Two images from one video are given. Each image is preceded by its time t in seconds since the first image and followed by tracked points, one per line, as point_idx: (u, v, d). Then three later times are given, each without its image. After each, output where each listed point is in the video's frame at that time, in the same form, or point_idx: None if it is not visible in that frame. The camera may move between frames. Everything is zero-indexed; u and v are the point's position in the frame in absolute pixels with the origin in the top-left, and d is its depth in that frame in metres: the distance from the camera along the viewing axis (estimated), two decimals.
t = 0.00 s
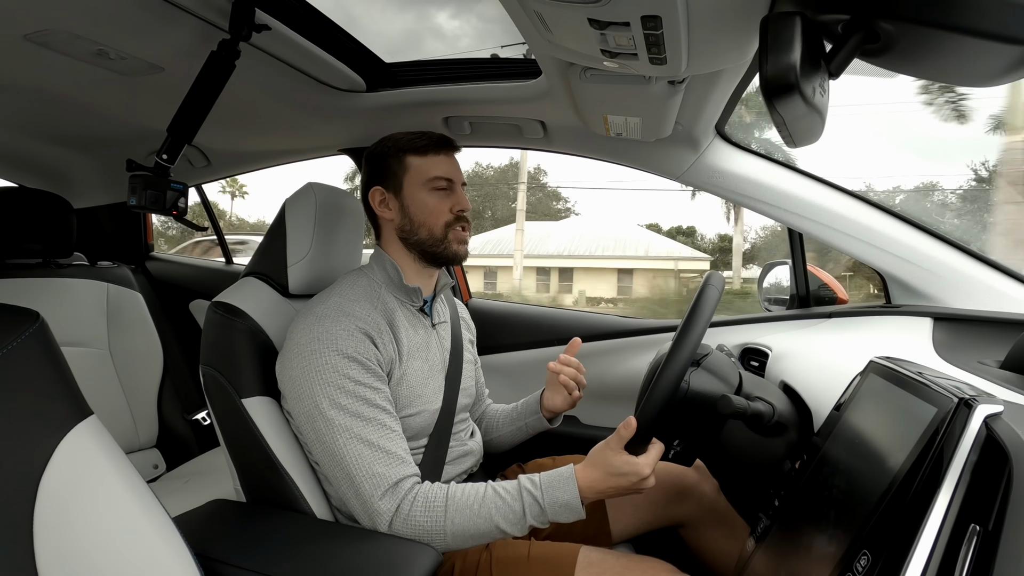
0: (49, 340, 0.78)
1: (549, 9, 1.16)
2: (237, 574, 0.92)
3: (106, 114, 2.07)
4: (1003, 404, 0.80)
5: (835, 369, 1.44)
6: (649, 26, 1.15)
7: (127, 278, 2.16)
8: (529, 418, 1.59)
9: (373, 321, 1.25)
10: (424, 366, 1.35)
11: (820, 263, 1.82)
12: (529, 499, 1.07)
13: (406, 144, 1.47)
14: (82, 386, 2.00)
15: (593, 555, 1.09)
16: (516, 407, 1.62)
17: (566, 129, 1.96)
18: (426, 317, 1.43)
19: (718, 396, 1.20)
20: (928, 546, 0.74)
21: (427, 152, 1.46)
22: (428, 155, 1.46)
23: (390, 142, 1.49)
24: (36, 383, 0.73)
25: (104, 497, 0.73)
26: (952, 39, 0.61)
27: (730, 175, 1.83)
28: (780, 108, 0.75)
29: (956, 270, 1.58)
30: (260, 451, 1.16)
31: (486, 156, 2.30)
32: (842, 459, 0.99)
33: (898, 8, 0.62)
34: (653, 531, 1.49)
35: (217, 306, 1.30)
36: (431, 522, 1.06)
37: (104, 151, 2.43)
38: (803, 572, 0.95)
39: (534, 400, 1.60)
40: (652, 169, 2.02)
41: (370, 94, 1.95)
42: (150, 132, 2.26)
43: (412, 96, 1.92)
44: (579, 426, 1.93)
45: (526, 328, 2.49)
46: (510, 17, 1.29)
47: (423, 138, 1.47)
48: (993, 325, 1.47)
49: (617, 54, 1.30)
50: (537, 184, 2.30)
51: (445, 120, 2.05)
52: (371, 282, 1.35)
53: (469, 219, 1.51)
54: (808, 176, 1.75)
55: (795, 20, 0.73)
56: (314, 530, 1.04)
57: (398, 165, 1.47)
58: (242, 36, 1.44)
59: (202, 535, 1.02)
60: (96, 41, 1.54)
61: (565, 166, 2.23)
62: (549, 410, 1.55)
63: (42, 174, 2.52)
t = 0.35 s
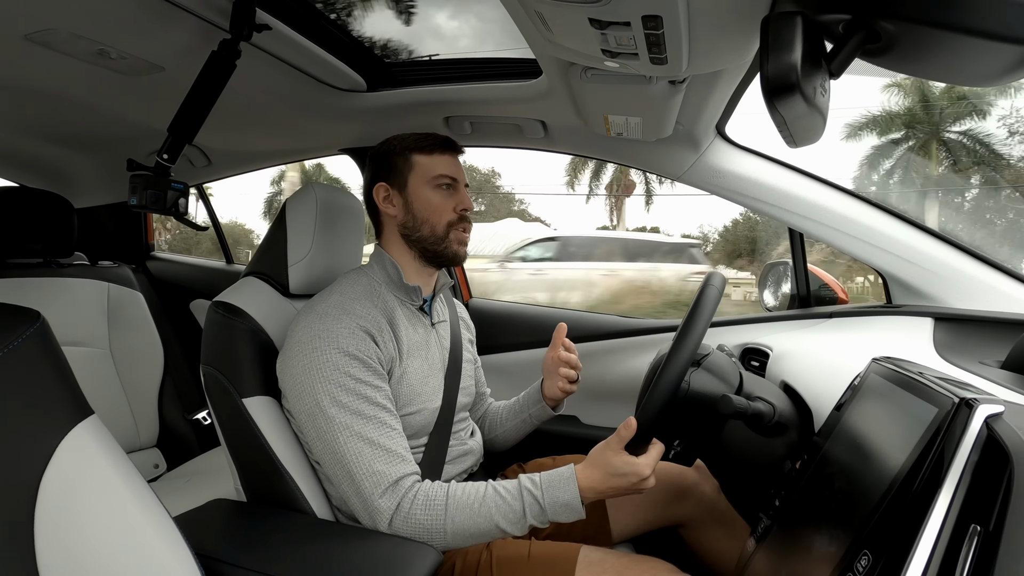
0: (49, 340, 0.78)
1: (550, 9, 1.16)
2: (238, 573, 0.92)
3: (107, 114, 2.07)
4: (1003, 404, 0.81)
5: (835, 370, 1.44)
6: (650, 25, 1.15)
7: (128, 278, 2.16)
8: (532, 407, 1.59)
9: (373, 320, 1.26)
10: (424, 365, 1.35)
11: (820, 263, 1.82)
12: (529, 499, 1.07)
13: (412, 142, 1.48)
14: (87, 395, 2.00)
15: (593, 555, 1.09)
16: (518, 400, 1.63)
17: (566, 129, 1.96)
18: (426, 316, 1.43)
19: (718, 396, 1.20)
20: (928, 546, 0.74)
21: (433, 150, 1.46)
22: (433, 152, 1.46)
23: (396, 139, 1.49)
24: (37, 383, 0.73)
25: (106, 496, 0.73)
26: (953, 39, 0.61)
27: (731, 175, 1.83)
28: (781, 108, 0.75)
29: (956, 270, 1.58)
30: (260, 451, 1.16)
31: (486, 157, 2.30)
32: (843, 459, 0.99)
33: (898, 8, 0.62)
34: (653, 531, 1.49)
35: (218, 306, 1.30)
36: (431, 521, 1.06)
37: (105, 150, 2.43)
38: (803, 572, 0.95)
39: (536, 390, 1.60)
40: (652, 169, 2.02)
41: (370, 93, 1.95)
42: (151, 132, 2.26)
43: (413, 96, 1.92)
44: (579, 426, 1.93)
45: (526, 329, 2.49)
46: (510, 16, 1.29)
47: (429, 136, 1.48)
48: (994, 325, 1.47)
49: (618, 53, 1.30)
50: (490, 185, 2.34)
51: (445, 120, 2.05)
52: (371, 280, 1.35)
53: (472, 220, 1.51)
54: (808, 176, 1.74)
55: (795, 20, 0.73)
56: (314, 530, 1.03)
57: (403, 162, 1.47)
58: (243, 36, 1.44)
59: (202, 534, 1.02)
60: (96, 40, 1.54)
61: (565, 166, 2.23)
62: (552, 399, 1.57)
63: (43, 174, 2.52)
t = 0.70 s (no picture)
0: (48, 340, 0.78)
1: (550, 9, 1.16)
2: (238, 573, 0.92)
3: (106, 114, 2.07)
4: (1003, 404, 0.81)
5: (835, 370, 1.44)
6: (649, 26, 1.15)
7: (128, 278, 2.16)
8: (547, 413, 1.59)
9: (376, 322, 1.25)
10: (427, 367, 1.35)
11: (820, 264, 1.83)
12: (529, 500, 1.07)
13: (420, 147, 1.45)
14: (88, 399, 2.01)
15: (593, 555, 1.08)
16: (532, 404, 1.62)
17: (566, 129, 1.96)
18: (429, 317, 1.43)
19: (718, 396, 1.20)
20: (928, 545, 0.74)
21: (442, 160, 1.44)
22: (442, 162, 1.45)
23: (404, 144, 1.46)
24: (36, 383, 0.73)
25: (105, 496, 0.73)
26: (953, 38, 0.61)
27: (730, 175, 1.83)
28: (780, 108, 0.75)
29: (955, 271, 1.58)
30: (260, 451, 1.16)
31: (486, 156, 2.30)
32: (843, 459, 0.99)
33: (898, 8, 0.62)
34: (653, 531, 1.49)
35: (217, 306, 1.30)
36: (432, 523, 1.06)
37: (104, 151, 2.43)
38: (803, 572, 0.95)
39: (554, 396, 1.60)
40: (652, 169, 2.02)
41: (370, 94, 1.96)
42: (151, 132, 2.26)
43: (412, 97, 1.92)
44: (579, 426, 1.93)
45: (526, 328, 2.49)
46: (509, 17, 1.29)
47: (438, 142, 1.45)
48: (992, 325, 1.47)
49: (617, 54, 1.30)
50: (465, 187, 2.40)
51: (445, 120, 2.05)
52: (375, 282, 1.35)
53: (477, 231, 1.51)
54: (808, 176, 1.75)
55: (794, 20, 0.73)
56: (313, 530, 1.03)
57: (411, 170, 1.45)
58: (242, 36, 1.44)
59: (202, 535, 1.02)
60: (96, 40, 1.54)
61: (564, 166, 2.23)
62: (574, 403, 1.55)
63: (42, 174, 2.52)
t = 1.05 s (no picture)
0: (48, 341, 0.78)
1: (550, 10, 1.16)
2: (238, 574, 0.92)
3: (106, 114, 2.07)
4: (1003, 404, 0.81)
5: (835, 370, 1.44)
6: (649, 26, 1.15)
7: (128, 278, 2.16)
8: (544, 407, 1.59)
9: (373, 322, 1.25)
10: (424, 367, 1.35)
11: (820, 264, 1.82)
12: (529, 500, 1.07)
13: (403, 145, 1.46)
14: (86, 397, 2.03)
15: (593, 555, 1.08)
16: (529, 398, 1.62)
17: (566, 129, 1.96)
18: (426, 317, 1.43)
19: (718, 396, 1.20)
20: (929, 546, 0.74)
21: (425, 155, 1.44)
22: (425, 157, 1.45)
23: (387, 143, 1.47)
24: (36, 384, 0.73)
25: (105, 498, 0.73)
26: (954, 39, 0.61)
27: (730, 175, 1.83)
28: (781, 108, 0.75)
29: (956, 270, 1.58)
30: (260, 451, 1.16)
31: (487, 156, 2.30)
32: (843, 459, 0.99)
33: (899, 8, 0.62)
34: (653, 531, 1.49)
35: (218, 306, 1.30)
36: (431, 523, 1.06)
37: (104, 151, 2.43)
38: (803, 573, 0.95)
39: (549, 389, 1.60)
40: (652, 169, 2.02)
41: (370, 94, 1.96)
42: (150, 132, 2.26)
43: (412, 97, 1.92)
44: (579, 426, 1.93)
45: (526, 328, 2.49)
46: (510, 17, 1.29)
47: (421, 138, 1.46)
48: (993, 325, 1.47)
49: (617, 54, 1.30)
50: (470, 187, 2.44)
51: (445, 120, 2.04)
52: (372, 282, 1.35)
53: (469, 223, 1.50)
54: (808, 176, 1.74)
55: (795, 20, 0.73)
56: (312, 531, 1.03)
57: (395, 168, 1.46)
58: (242, 36, 1.44)
59: (202, 535, 1.02)
60: (96, 41, 1.54)
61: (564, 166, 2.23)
62: (568, 395, 1.55)
63: (42, 174, 2.52)
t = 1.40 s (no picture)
0: (50, 340, 0.78)
1: (550, 9, 1.16)
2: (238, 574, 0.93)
3: (106, 114, 2.07)
4: (1004, 405, 0.81)
5: (835, 370, 1.44)
6: (649, 26, 1.14)
7: (128, 278, 2.15)
8: (522, 408, 1.56)
9: (373, 323, 1.25)
10: (424, 368, 1.35)
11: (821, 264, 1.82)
12: (529, 500, 1.07)
13: (412, 144, 1.46)
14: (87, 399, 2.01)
15: (592, 555, 1.09)
16: (511, 399, 1.61)
17: (566, 129, 1.96)
18: (426, 318, 1.43)
19: (718, 397, 1.20)
20: (928, 547, 0.74)
21: (433, 155, 1.44)
22: (434, 157, 1.44)
23: (396, 142, 1.47)
24: (37, 384, 0.73)
25: (106, 498, 0.73)
26: (953, 39, 0.61)
27: (730, 175, 1.83)
28: (780, 108, 0.75)
29: (956, 270, 1.58)
30: (260, 451, 1.16)
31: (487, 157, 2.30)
32: (842, 459, 0.99)
33: (898, 8, 0.62)
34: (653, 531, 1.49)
35: (218, 306, 1.30)
36: (431, 524, 1.06)
37: (104, 151, 2.43)
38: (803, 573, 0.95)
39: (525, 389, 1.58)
40: (652, 169, 2.02)
41: (370, 94, 1.96)
42: (150, 132, 2.26)
43: (412, 97, 1.92)
44: (579, 427, 1.93)
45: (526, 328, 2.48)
46: (510, 17, 1.29)
47: (431, 139, 1.45)
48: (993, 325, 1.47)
49: (617, 54, 1.30)
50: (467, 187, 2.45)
51: (445, 120, 2.04)
52: (372, 282, 1.35)
53: (473, 226, 1.49)
54: (808, 176, 1.74)
55: (794, 20, 0.73)
56: (312, 531, 1.03)
57: (404, 167, 1.46)
58: (242, 36, 1.44)
59: (202, 535, 1.02)
60: (96, 41, 1.54)
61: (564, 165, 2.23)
62: (544, 394, 1.53)
63: (42, 174, 2.52)
